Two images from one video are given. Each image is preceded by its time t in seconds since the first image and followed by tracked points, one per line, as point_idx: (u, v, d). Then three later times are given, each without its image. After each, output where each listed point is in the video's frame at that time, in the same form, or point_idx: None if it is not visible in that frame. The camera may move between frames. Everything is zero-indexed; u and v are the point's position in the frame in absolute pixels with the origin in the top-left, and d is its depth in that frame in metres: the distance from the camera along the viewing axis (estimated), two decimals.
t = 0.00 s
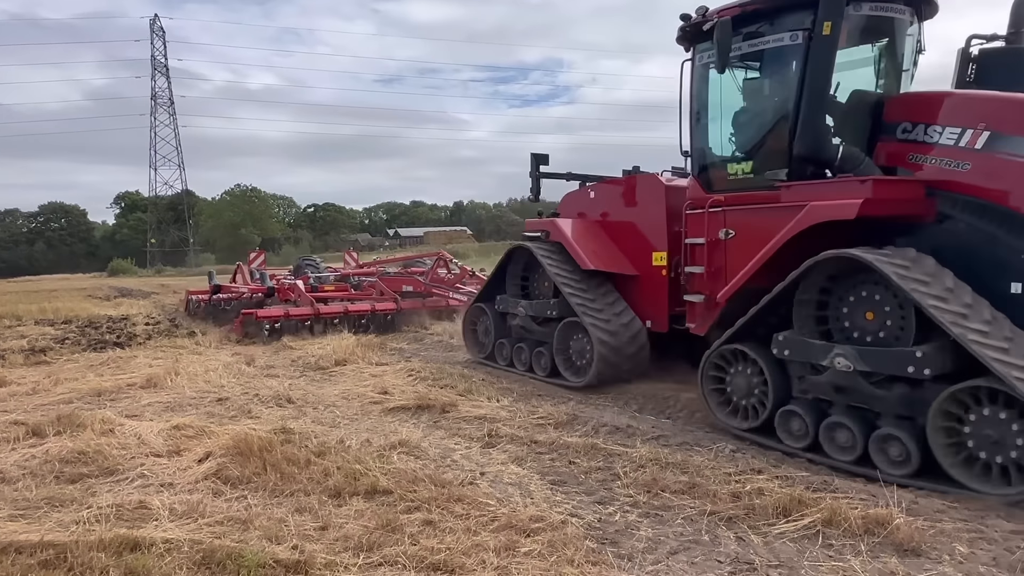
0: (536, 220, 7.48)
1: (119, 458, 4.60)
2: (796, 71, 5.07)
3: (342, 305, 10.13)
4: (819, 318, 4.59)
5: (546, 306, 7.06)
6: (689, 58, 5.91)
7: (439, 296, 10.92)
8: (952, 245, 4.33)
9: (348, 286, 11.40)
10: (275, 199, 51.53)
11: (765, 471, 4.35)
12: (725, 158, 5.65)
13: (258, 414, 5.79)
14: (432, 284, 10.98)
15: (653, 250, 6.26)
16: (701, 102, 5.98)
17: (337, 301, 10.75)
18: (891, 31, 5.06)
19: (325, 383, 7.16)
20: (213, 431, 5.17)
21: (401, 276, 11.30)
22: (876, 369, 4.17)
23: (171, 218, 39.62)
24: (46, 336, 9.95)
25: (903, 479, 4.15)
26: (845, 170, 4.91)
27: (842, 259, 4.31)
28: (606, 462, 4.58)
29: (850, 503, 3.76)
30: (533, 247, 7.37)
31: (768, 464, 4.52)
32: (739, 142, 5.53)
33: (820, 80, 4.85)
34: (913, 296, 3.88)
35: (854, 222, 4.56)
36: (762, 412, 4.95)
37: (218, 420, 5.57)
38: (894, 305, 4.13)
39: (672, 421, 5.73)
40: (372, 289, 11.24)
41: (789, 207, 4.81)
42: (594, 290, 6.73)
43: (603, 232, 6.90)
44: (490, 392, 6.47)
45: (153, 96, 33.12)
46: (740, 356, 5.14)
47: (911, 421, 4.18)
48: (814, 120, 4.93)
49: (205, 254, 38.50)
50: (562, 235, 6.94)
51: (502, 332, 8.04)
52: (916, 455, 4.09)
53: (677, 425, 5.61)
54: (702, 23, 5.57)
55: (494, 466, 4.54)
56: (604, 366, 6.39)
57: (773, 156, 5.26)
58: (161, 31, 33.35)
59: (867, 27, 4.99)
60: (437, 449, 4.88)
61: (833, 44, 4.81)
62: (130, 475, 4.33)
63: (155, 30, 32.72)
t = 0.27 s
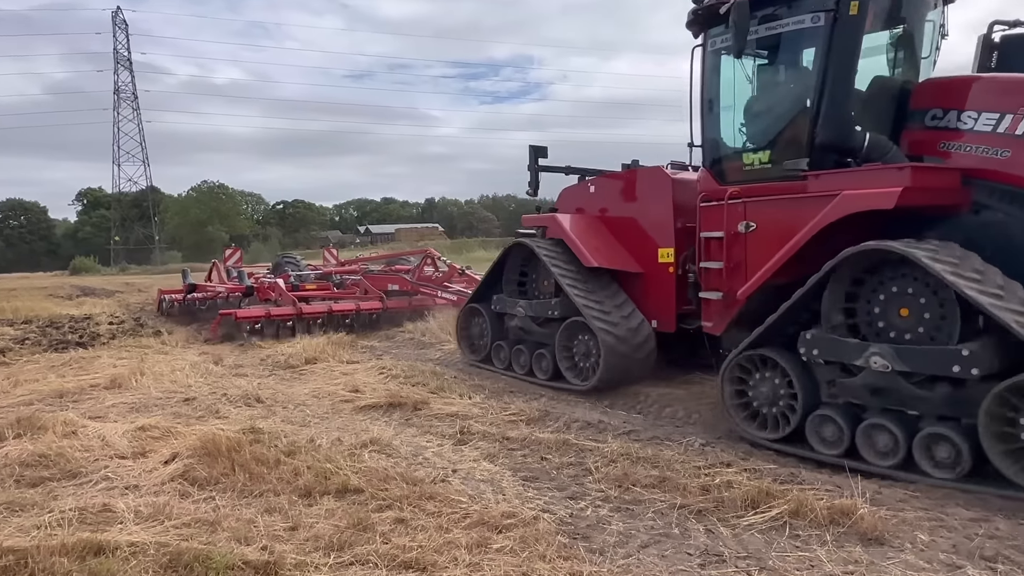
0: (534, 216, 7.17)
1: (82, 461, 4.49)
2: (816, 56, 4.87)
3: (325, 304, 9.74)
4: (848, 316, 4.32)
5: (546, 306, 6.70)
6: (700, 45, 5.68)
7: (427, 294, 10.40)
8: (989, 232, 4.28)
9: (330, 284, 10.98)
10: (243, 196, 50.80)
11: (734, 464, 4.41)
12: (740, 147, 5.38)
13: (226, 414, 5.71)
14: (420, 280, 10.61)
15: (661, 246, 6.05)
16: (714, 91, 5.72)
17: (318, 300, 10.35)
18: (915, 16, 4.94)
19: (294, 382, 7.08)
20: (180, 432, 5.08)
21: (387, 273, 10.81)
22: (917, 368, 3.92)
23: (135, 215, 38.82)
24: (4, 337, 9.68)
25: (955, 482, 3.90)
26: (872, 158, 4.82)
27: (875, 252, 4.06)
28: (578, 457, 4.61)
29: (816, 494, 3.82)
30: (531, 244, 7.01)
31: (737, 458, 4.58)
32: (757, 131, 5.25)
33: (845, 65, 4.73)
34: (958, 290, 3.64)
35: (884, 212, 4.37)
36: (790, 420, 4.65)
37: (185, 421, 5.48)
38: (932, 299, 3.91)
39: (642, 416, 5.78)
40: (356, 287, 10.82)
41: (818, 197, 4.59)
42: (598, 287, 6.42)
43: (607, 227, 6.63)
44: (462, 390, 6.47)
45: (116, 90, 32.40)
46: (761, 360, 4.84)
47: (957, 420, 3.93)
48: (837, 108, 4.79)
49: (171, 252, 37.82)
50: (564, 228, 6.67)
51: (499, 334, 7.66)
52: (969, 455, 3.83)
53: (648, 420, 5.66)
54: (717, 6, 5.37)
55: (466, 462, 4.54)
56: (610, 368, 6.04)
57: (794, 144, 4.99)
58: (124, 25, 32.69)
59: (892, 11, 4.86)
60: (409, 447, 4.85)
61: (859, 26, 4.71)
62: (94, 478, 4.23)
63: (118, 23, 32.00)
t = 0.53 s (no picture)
0: (518, 211, 6.83)
1: (26, 466, 4.34)
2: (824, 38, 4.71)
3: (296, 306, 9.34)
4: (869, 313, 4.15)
5: (537, 305, 6.36)
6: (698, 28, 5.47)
7: (403, 291, 10.02)
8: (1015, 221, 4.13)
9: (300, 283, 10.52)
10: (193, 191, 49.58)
11: (690, 455, 4.49)
12: (744, 136, 5.19)
13: (178, 414, 5.57)
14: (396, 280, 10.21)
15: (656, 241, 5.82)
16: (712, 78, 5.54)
17: (286, 299, 9.91)
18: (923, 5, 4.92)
19: (249, 381, 6.95)
20: (130, 433, 4.94)
21: (362, 271, 10.48)
22: (949, 365, 3.76)
23: (79, 211, 37.55)
24: None
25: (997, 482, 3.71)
26: (886, 145, 4.77)
27: (903, 244, 3.89)
28: (538, 451, 4.63)
29: (769, 482, 3.92)
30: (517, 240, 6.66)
31: (694, 448, 4.66)
32: (762, 119, 5.05)
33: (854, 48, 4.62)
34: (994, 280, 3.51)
35: (903, 203, 4.22)
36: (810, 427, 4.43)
37: (135, 423, 5.34)
38: (961, 291, 3.77)
39: (601, 410, 5.85)
40: (328, 287, 10.45)
41: (835, 187, 4.42)
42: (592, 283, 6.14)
43: (597, 221, 6.38)
44: (421, 386, 6.44)
45: (57, 83, 31.26)
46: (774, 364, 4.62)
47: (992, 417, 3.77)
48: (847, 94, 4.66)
49: (118, 249, 36.72)
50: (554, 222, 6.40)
51: (485, 335, 7.28)
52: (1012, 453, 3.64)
53: (607, 413, 5.73)
54: None
55: (426, 459, 4.52)
56: (610, 367, 5.73)
57: (803, 132, 4.81)
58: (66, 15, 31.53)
59: None
60: (368, 444, 4.81)
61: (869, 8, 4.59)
62: (39, 484, 4.09)
63: (59, 11, 30.85)
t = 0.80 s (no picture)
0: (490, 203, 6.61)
1: None
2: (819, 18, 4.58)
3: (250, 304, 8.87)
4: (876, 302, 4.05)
5: (517, 301, 6.11)
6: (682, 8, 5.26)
7: (365, 289, 9.59)
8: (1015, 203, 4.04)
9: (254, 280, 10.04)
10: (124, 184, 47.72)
11: (632, 443, 4.57)
12: (733, 120, 5.06)
13: (108, 416, 5.36)
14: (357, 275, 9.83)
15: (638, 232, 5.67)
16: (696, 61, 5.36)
17: (239, 297, 9.43)
18: None
19: (185, 381, 6.74)
20: (56, 438, 4.73)
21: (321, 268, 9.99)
22: (967, 353, 3.68)
23: None
24: None
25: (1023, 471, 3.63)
26: (886, 126, 4.65)
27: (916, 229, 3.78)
28: (482, 445, 4.64)
29: (708, 468, 4.02)
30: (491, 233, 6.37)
31: (635, 437, 4.75)
32: (753, 102, 4.92)
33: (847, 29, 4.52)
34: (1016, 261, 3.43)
35: (909, 187, 4.11)
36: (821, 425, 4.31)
37: (61, 426, 5.11)
38: (974, 276, 3.70)
39: (545, 401, 5.90)
40: (284, 283, 9.98)
41: (837, 173, 4.31)
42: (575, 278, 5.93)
43: (576, 212, 6.17)
44: (364, 382, 6.37)
45: None
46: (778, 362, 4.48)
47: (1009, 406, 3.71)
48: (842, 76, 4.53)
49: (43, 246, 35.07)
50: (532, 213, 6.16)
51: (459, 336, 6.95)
52: None
53: (551, 405, 5.78)
54: None
55: (369, 456, 4.47)
56: (598, 366, 5.54)
57: (796, 116, 4.69)
58: None
59: None
60: (309, 442, 4.73)
61: None
62: None
63: None
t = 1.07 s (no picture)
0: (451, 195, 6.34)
1: None
2: None
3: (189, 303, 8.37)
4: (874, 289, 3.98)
5: (485, 298, 5.82)
6: None
7: (313, 285, 9.13)
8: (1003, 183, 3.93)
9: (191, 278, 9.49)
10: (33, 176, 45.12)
11: (563, 433, 4.62)
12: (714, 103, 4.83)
13: (15, 422, 5.06)
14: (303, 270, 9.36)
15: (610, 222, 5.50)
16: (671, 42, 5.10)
17: (174, 296, 8.88)
18: None
19: (100, 383, 6.43)
20: None
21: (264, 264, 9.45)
22: (975, 337, 3.62)
23: None
24: None
25: None
26: (874, 107, 4.39)
27: (920, 211, 3.72)
28: (413, 439, 4.60)
29: (636, 455, 4.10)
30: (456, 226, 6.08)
31: (566, 427, 4.80)
32: (734, 82, 4.73)
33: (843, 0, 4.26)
34: None
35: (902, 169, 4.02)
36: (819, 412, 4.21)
37: None
38: (975, 259, 3.65)
39: (478, 394, 5.91)
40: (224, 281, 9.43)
41: (829, 157, 4.19)
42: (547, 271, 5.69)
43: (545, 204, 5.94)
44: (292, 379, 6.22)
45: None
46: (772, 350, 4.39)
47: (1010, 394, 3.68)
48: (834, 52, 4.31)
49: None
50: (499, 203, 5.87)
51: (421, 336, 6.60)
52: None
53: (482, 397, 5.79)
54: None
55: (297, 454, 4.37)
56: (574, 366, 5.30)
57: (779, 97, 4.53)
58: None
59: None
60: (234, 443, 4.58)
61: None
62: None
63: None
